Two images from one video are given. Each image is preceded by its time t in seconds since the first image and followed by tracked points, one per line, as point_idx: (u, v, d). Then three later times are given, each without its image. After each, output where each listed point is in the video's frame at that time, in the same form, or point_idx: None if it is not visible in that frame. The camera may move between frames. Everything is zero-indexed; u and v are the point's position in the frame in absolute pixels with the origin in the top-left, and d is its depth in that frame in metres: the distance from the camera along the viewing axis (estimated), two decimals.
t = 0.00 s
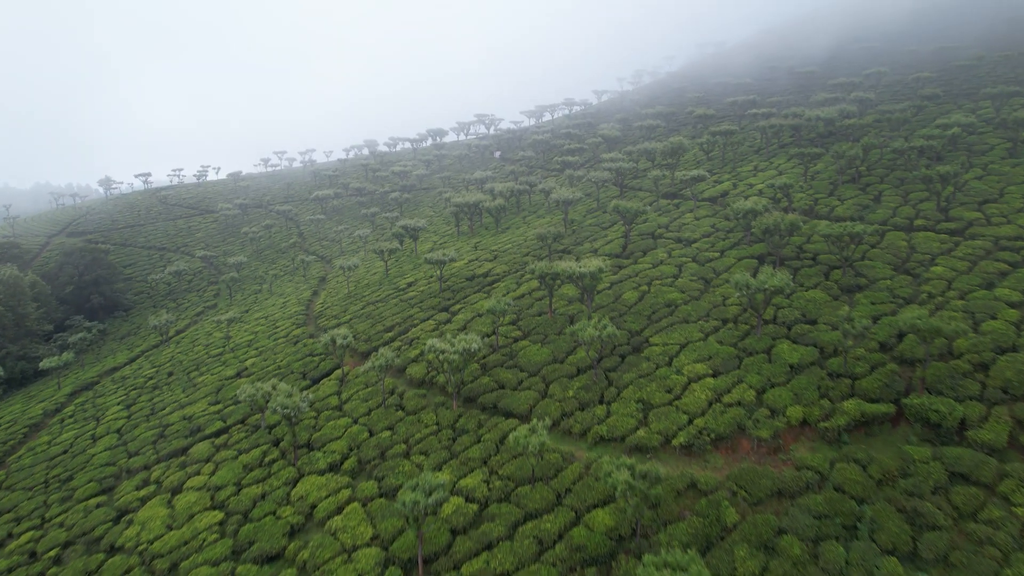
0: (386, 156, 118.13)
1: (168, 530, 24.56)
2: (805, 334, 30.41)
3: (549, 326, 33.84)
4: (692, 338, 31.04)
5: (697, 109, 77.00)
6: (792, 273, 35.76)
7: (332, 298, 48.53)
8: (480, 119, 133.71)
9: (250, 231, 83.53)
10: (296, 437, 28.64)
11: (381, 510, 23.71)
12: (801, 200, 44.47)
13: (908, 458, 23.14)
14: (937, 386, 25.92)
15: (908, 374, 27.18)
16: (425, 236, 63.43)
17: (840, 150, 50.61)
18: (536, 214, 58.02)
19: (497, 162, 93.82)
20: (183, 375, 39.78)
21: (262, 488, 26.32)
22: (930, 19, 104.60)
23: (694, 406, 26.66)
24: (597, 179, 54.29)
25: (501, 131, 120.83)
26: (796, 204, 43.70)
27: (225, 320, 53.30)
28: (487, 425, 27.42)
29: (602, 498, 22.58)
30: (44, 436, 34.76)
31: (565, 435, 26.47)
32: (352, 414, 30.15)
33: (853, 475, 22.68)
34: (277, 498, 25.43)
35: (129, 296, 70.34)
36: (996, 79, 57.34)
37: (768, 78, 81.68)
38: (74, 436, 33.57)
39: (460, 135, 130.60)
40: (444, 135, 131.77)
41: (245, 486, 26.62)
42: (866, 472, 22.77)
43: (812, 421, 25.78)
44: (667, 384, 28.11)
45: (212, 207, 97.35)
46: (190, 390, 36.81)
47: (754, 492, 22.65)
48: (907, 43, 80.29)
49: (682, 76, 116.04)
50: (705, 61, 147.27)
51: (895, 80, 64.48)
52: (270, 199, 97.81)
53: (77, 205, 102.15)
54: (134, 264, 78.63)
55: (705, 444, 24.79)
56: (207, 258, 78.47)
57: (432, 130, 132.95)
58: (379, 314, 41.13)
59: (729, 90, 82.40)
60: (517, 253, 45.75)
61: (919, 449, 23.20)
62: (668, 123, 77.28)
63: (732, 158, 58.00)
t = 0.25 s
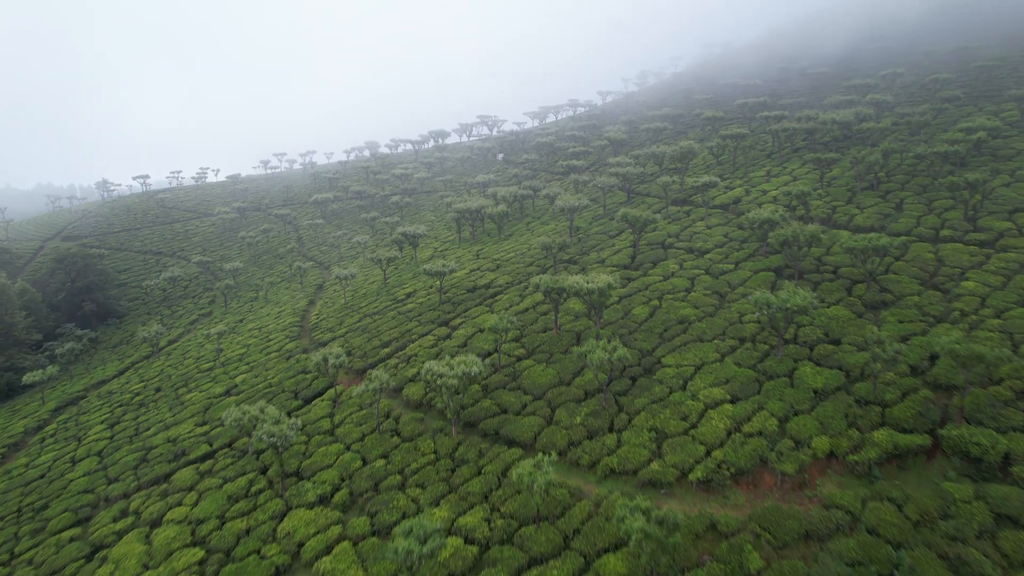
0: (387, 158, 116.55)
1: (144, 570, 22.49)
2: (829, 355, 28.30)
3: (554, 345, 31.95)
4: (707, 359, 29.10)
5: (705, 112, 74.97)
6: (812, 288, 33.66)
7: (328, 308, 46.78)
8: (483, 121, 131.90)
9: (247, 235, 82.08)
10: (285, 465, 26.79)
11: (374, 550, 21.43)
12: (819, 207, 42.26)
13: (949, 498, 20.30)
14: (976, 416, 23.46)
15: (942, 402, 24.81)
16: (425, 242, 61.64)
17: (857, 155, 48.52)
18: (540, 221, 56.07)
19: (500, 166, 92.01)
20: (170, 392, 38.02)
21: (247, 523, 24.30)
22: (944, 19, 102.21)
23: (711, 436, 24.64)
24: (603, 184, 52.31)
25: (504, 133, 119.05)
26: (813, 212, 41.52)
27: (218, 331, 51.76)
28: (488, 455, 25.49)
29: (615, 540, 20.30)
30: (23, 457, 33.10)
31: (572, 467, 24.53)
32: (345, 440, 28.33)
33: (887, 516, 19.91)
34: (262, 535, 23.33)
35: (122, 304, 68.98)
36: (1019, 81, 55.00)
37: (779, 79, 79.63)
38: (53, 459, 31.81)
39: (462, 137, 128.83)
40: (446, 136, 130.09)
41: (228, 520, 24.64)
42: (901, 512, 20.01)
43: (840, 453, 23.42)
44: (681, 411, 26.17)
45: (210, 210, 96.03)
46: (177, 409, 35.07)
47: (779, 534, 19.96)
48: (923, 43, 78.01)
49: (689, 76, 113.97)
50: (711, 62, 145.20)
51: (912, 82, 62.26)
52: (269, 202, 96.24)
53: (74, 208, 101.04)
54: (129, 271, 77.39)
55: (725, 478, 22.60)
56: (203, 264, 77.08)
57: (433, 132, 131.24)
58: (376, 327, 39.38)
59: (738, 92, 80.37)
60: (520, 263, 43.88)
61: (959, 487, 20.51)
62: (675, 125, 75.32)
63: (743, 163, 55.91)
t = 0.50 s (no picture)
0: (389, 160, 114.93)
1: None
2: (857, 378, 26.11)
3: (559, 365, 30.03)
4: (725, 383, 27.06)
5: (713, 115, 72.85)
6: (834, 304, 31.49)
7: (323, 320, 44.99)
8: (486, 122, 130.04)
9: (245, 240, 80.56)
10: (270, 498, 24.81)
11: None
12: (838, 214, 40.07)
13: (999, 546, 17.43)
14: None
15: (984, 435, 22.08)
16: (425, 249, 59.84)
17: (876, 161, 46.33)
18: (544, 227, 54.17)
19: (503, 169, 90.31)
20: (155, 410, 36.18)
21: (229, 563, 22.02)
22: (957, 19, 99.78)
23: (731, 471, 22.48)
24: (609, 190, 50.35)
25: (507, 134, 117.16)
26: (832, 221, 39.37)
27: (211, 342, 50.13)
28: (489, 490, 23.47)
29: None
30: None
31: (580, 504, 22.47)
32: (337, 470, 26.43)
33: (929, 565, 17.04)
34: None
35: (116, 311, 67.50)
36: None
37: (789, 81, 77.48)
38: (30, 485, 29.97)
39: (464, 139, 126.94)
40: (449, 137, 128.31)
41: (208, 559, 22.46)
42: (945, 562, 17.17)
43: (872, 492, 20.76)
44: (697, 442, 24.12)
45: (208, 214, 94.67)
46: (162, 429, 33.23)
47: None
48: (938, 43, 75.66)
49: (695, 77, 111.86)
50: (717, 62, 143.05)
51: (930, 83, 59.92)
52: (267, 206, 94.70)
53: (71, 210, 99.82)
54: (124, 276, 75.95)
55: (746, 520, 20.12)
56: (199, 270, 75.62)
57: (435, 133, 129.47)
58: (372, 342, 37.59)
59: (747, 93, 78.27)
60: (523, 274, 41.99)
61: (1010, 534, 17.75)
62: (683, 128, 73.30)
63: (755, 168, 53.88)
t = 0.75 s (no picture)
0: (389, 162, 113.28)
1: None
2: (889, 406, 23.89)
3: (565, 388, 28.10)
4: (744, 412, 25.08)
5: (722, 118, 70.79)
6: (858, 323, 29.37)
7: (318, 333, 43.26)
8: (488, 124, 128.13)
9: (241, 246, 79.06)
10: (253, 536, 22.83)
11: None
12: (859, 223, 37.89)
13: None
14: None
15: None
16: (425, 257, 58.01)
17: (895, 167, 44.19)
18: (547, 235, 52.27)
19: (505, 172, 88.38)
20: (139, 430, 34.46)
21: None
22: (970, 19, 97.40)
23: (755, 513, 20.20)
24: (616, 197, 48.43)
25: (509, 135, 115.24)
26: (852, 231, 37.29)
27: (202, 355, 48.48)
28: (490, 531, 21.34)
29: None
30: None
31: (589, 548, 20.30)
32: (327, 504, 24.50)
33: None
34: None
35: (109, 319, 66.08)
36: None
37: (799, 82, 75.34)
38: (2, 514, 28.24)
39: (466, 140, 125.07)
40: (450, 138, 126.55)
41: None
42: None
43: (912, 541, 18.22)
44: (716, 480, 22.07)
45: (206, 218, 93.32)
46: (144, 453, 31.49)
47: None
48: (954, 44, 73.34)
49: (702, 78, 109.70)
50: (723, 63, 140.88)
51: (949, 84, 57.63)
52: (265, 210, 93.22)
53: (67, 214, 98.59)
54: (118, 283, 74.55)
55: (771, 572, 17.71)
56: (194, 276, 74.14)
57: (436, 135, 127.67)
58: (367, 359, 35.78)
59: (756, 95, 76.22)
60: (526, 286, 40.12)
61: None
62: (691, 132, 71.36)
63: (767, 173, 51.86)
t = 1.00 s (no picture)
0: (390, 165, 111.63)
1: None
2: (927, 437, 21.67)
3: (571, 416, 26.15)
4: (767, 444, 23.05)
5: (729, 121, 68.80)
6: (886, 343, 27.16)
7: (312, 347, 41.52)
8: (489, 125, 126.16)
9: (237, 251, 77.56)
10: None
11: None
12: (880, 233, 35.76)
13: None
14: None
15: None
16: (424, 265, 56.21)
17: (916, 174, 42.08)
18: (550, 243, 50.36)
19: (506, 176, 86.57)
20: (119, 453, 32.52)
21: None
22: (985, 19, 94.98)
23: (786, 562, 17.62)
24: (622, 205, 46.51)
25: (512, 137, 113.32)
26: (873, 242, 35.23)
27: (192, 367, 46.77)
28: None
29: None
30: None
31: None
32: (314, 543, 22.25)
33: None
34: None
35: (100, 328, 64.36)
36: None
37: (810, 84, 73.24)
38: None
39: (467, 142, 123.17)
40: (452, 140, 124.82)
41: None
42: None
43: None
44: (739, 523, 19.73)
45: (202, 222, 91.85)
46: (123, 479, 29.58)
47: None
48: (971, 44, 71.07)
49: (708, 79, 107.62)
50: (730, 64, 138.76)
51: (968, 85, 55.40)
52: (262, 214, 91.60)
53: (62, 217, 97.32)
54: (110, 289, 72.82)
55: None
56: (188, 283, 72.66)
57: (437, 137, 125.83)
58: (361, 377, 33.95)
59: (765, 97, 74.20)
60: (529, 299, 38.21)
61: None
62: (698, 135, 69.48)
63: (779, 180, 49.88)
